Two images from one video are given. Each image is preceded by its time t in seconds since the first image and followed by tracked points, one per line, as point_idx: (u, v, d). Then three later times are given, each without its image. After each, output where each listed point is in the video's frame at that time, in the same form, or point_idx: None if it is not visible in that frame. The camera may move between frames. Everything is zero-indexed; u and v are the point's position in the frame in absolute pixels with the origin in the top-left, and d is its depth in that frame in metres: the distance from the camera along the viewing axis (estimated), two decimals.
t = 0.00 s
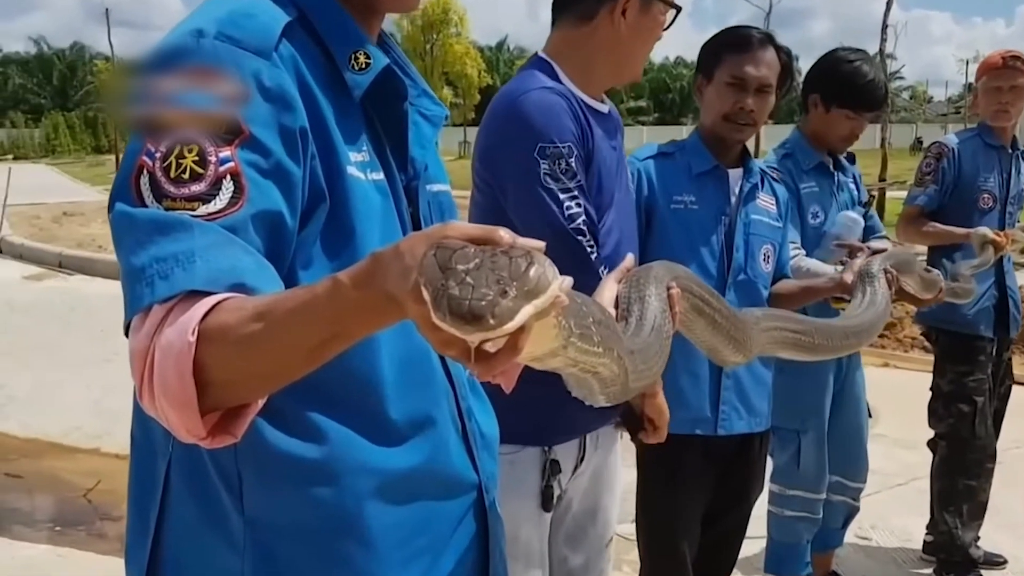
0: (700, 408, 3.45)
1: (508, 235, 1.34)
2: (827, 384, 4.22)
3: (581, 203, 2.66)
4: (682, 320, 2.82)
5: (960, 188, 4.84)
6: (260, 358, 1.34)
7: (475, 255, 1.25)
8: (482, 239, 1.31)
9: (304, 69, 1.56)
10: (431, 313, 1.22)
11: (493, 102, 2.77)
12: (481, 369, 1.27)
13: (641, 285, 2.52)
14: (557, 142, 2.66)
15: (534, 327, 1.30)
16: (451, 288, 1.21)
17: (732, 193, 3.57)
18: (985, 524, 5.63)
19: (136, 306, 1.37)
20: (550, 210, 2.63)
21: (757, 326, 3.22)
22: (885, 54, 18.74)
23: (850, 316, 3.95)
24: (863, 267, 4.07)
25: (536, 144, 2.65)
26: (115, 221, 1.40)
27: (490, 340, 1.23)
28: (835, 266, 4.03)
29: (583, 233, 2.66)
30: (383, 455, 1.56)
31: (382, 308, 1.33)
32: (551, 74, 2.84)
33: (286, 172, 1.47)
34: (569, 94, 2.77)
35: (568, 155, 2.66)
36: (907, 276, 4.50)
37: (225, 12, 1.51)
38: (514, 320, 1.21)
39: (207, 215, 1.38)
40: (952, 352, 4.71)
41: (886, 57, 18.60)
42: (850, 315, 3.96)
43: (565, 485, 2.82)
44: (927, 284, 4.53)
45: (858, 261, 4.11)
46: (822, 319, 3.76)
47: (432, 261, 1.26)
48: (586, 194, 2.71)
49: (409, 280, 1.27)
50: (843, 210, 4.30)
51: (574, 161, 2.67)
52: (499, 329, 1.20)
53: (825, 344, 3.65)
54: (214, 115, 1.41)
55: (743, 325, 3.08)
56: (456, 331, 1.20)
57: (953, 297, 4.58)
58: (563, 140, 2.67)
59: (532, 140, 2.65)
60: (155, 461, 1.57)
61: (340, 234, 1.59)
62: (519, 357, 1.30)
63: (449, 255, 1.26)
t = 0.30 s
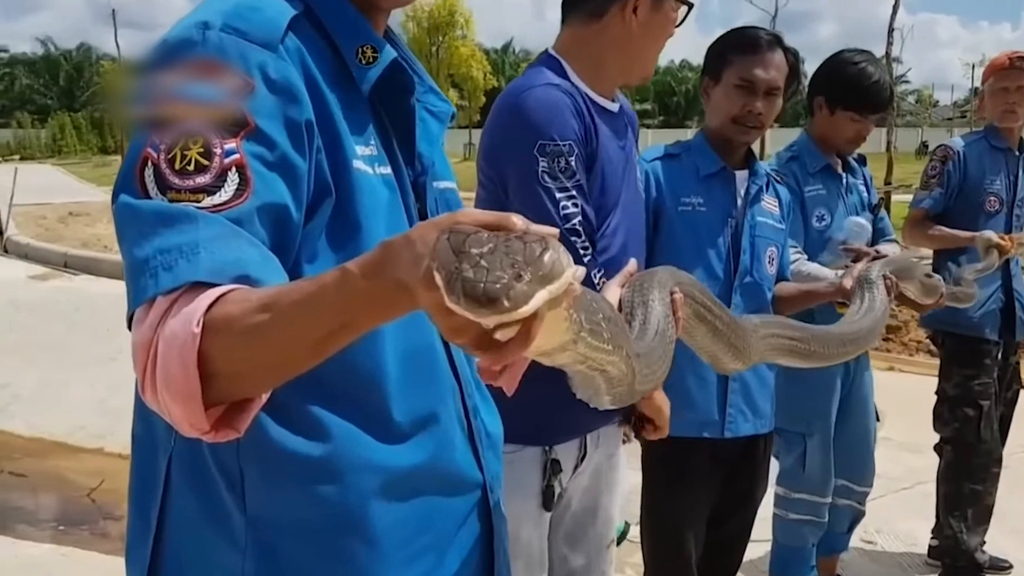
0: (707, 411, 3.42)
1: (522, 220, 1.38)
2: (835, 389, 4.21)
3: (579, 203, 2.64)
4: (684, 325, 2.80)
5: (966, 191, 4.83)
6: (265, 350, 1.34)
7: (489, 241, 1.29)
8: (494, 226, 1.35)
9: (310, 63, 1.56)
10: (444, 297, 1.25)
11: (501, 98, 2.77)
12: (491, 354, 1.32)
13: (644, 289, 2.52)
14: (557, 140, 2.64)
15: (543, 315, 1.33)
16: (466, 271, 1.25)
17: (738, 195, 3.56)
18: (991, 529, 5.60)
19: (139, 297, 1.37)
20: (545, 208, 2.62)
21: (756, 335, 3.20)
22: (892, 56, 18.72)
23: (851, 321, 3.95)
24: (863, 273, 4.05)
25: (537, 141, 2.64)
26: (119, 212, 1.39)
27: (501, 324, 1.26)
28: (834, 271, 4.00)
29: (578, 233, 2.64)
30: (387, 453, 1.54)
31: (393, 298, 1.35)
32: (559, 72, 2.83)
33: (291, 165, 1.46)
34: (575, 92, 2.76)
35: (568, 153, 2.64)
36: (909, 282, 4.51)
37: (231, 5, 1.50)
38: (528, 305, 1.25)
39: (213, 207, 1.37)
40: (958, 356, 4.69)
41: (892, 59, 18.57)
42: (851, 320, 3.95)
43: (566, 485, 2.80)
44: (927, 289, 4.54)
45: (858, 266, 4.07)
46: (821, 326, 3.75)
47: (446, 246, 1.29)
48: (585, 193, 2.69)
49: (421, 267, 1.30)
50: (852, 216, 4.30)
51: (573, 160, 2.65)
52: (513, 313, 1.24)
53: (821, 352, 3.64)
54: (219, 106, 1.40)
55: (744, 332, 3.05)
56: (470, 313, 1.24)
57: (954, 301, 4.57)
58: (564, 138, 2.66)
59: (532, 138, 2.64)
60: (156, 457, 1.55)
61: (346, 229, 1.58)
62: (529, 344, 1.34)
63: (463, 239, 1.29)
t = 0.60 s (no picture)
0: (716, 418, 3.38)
1: (531, 213, 1.37)
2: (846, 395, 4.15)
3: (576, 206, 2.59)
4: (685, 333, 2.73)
5: (979, 190, 4.77)
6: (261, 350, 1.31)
7: (500, 233, 1.28)
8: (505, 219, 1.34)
9: (309, 55, 1.52)
10: (453, 288, 1.24)
11: (501, 95, 2.71)
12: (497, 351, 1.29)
13: (645, 295, 2.47)
14: (557, 141, 2.58)
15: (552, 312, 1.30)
16: (476, 261, 1.23)
17: (744, 193, 3.49)
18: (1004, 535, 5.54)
19: (130, 295, 1.34)
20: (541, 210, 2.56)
21: (760, 343, 3.14)
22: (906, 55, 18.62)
23: (859, 322, 3.91)
24: (870, 272, 4.02)
25: (535, 142, 2.58)
26: (110, 207, 1.36)
27: (512, 317, 1.25)
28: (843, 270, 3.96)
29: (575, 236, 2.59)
30: (386, 459, 1.49)
31: (396, 294, 1.33)
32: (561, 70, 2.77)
33: (289, 160, 1.43)
34: (577, 91, 2.69)
35: (567, 155, 2.59)
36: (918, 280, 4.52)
37: None
38: (540, 298, 1.25)
39: (208, 202, 1.34)
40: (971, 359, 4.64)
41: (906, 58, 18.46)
42: (858, 322, 3.91)
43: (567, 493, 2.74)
44: (943, 289, 4.51)
45: (865, 265, 4.04)
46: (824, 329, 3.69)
47: (453, 236, 1.28)
48: (584, 196, 2.64)
49: (428, 258, 1.29)
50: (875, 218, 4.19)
51: (573, 162, 2.59)
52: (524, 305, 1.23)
53: (826, 357, 3.57)
54: (215, 98, 1.37)
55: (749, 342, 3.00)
56: (480, 303, 1.22)
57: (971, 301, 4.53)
58: (564, 140, 2.60)
59: (531, 138, 2.58)
60: (146, 466, 1.50)
61: (345, 226, 1.54)
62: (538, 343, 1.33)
63: (472, 230, 1.28)
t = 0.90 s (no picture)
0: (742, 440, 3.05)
1: (529, 203, 1.19)
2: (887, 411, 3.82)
3: (581, 202, 2.30)
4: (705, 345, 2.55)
5: None
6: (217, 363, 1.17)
7: (491, 226, 1.13)
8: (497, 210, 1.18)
9: (278, 29, 1.36)
10: (436, 288, 1.08)
11: (497, 78, 2.43)
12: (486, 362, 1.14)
13: (660, 301, 2.31)
14: (559, 131, 2.30)
15: (552, 317, 1.13)
16: (462, 256, 1.08)
17: (770, 186, 3.24)
18: None
19: (72, 299, 1.19)
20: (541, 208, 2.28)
21: (790, 353, 2.95)
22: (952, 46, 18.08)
23: (901, 332, 3.70)
24: (915, 275, 3.78)
25: (535, 132, 2.30)
26: (50, 198, 1.21)
27: (504, 321, 1.09)
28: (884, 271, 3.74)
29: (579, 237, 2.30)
30: (364, 486, 1.34)
31: (374, 294, 1.19)
32: (565, 50, 2.47)
33: (255, 148, 1.27)
34: (581, 74, 2.40)
35: (570, 146, 2.30)
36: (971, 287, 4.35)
37: None
38: (539, 298, 1.08)
39: (160, 195, 1.19)
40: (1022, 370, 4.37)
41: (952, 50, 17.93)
42: (900, 331, 3.70)
43: (571, 524, 2.42)
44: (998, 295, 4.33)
45: (909, 267, 3.81)
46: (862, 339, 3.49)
47: (439, 226, 1.12)
48: (589, 191, 2.35)
49: (410, 253, 1.13)
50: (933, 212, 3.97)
51: (577, 153, 2.30)
52: (519, 306, 1.06)
53: (861, 370, 3.36)
54: (170, 78, 1.22)
55: (776, 353, 2.80)
56: (466, 306, 1.06)
57: None
58: (567, 128, 2.32)
59: (529, 126, 2.30)
60: (92, 494, 1.35)
61: (318, 223, 1.37)
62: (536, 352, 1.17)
63: (459, 221, 1.12)
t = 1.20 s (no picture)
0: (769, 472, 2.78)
1: (511, 196, 1.03)
2: (929, 437, 3.56)
3: (577, 200, 2.00)
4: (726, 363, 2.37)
5: None
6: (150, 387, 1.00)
7: (467, 222, 0.97)
8: (476, 205, 1.01)
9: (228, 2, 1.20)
10: (401, 295, 0.90)
11: (481, 57, 2.12)
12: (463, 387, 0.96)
13: (674, 314, 2.14)
14: (552, 118, 1.99)
15: (539, 328, 0.95)
16: (432, 256, 0.91)
17: (800, 181, 2.90)
18: None
19: None
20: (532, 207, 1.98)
21: (826, 379, 2.75)
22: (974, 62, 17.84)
23: (941, 354, 3.44)
24: (964, 286, 3.52)
25: (524, 119, 1.99)
26: None
27: (481, 333, 0.91)
28: (934, 280, 3.50)
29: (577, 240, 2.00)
30: (322, 525, 1.20)
31: (333, 306, 1.01)
32: (556, 24, 2.15)
33: (200, 138, 1.11)
34: (576, 52, 2.09)
35: (565, 135, 1.99)
36: None
37: None
38: (520, 309, 0.90)
39: (87, 191, 1.02)
40: None
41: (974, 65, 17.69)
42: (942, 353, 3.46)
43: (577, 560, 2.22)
44: None
45: (958, 277, 3.55)
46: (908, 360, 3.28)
47: (405, 222, 0.95)
48: (587, 187, 2.04)
49: (374, 254, 0.95)
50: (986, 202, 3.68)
51: (573, 143, 2.00)
52: (498, 314, 0.89)
53: (911, 396, 3.16)
54: (101, 56, 1.05)
55: (809, 377, 2.61)
56: (437, 315, 0.88)
57: None
58: (562, 115, 2.01)
59: (518, 113, 1.99)
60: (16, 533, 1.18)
61: (272, 223, 1.21)
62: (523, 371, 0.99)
63: (430, 215, 0.96)
